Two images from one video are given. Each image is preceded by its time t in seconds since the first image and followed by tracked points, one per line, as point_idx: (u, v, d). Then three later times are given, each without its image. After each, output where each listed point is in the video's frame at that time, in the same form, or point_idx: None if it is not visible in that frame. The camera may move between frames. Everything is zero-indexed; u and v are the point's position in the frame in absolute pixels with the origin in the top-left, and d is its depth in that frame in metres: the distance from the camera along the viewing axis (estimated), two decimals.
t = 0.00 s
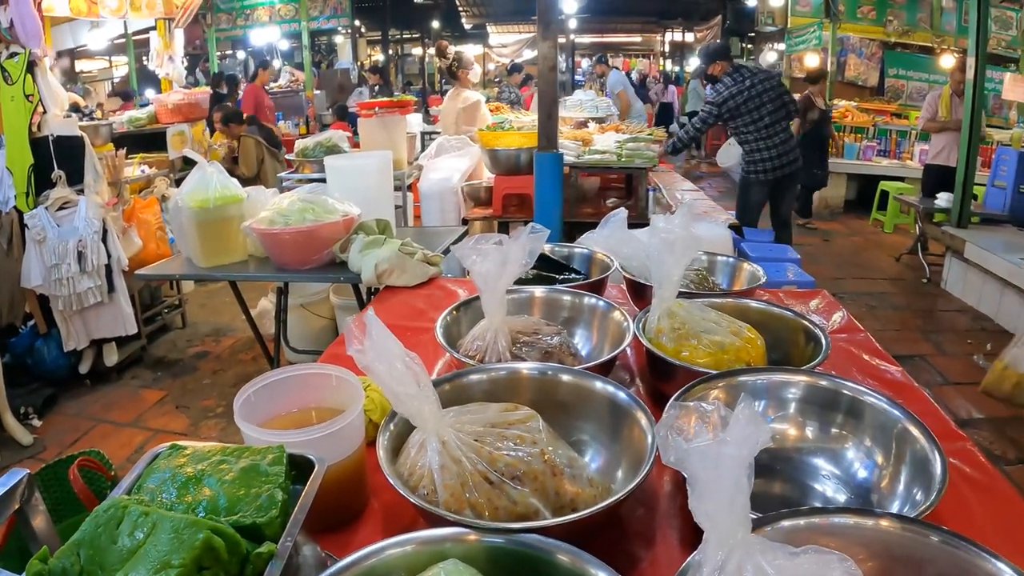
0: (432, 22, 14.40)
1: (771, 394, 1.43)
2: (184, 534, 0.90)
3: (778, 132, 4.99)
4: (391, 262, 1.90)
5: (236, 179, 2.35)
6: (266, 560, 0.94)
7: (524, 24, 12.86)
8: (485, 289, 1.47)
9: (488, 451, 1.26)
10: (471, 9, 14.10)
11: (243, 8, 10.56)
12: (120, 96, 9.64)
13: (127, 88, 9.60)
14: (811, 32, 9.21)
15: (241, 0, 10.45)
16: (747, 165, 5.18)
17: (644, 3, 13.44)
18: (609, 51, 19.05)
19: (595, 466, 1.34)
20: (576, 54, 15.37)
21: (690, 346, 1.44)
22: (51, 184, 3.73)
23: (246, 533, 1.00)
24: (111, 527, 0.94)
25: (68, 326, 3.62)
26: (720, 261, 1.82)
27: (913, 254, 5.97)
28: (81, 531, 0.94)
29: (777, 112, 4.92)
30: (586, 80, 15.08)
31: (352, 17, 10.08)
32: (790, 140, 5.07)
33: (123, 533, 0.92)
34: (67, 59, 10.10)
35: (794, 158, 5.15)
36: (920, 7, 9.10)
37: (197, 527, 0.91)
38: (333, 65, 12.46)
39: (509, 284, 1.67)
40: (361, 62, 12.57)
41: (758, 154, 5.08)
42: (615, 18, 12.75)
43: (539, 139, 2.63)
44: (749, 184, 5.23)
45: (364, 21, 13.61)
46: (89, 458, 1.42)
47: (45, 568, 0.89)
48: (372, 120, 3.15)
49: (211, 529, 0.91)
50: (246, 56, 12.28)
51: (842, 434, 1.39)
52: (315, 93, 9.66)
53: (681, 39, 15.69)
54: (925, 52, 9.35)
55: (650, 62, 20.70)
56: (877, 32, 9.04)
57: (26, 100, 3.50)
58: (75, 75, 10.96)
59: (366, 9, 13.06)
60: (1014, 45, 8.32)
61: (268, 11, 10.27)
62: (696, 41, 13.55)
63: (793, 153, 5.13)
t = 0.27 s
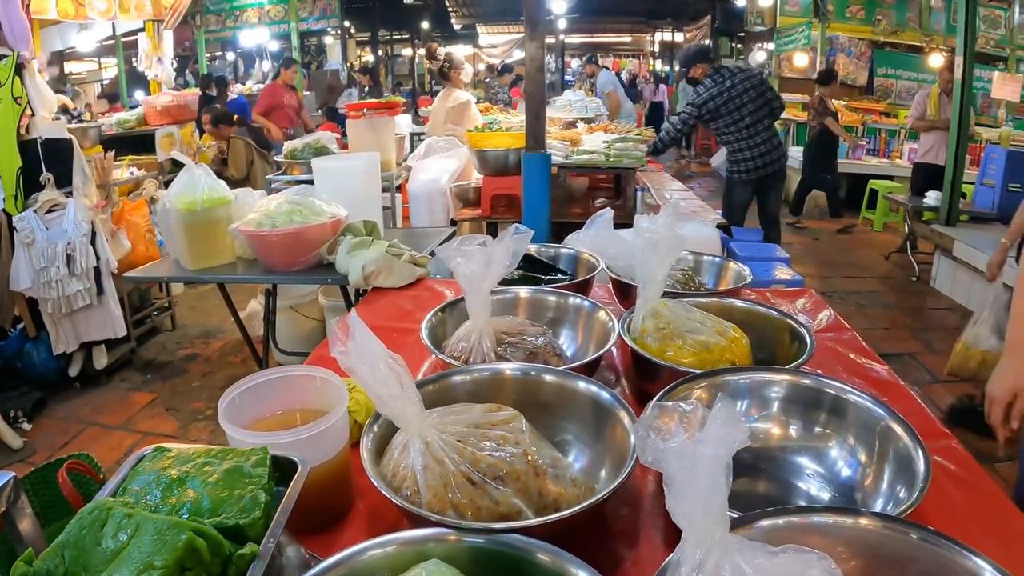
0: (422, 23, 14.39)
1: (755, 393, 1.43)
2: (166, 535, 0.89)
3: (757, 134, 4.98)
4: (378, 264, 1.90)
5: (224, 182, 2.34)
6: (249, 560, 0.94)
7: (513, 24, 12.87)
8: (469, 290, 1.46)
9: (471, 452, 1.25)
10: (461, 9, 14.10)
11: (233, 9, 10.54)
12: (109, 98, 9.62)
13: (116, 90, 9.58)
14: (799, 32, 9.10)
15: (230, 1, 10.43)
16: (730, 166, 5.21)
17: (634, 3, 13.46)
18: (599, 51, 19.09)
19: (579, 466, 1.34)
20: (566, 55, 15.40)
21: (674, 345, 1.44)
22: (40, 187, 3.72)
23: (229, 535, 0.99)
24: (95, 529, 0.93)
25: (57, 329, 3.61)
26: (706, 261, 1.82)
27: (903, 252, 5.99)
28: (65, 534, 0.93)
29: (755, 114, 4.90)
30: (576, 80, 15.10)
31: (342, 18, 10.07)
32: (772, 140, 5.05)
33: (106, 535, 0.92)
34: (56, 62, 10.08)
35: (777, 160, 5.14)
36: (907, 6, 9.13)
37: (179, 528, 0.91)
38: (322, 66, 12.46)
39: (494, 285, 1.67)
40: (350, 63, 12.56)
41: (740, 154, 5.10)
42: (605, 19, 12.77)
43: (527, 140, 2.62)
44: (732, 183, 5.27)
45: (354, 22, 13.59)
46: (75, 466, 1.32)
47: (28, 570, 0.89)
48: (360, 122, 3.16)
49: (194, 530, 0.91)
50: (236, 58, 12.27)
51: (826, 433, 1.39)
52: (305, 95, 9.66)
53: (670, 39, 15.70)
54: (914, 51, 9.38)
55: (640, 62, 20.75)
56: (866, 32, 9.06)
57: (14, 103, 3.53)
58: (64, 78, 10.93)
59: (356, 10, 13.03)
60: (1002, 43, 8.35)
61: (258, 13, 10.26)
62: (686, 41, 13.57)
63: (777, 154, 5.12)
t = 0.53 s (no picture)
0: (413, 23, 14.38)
1: (739, 393, 1.44)
2: (151, 537, 0.89)
3: (746, 133, 4.99)
4: (367, 265, 1.89)
5: (213, 183, 2.34)
6: (234, 561, 0.93)
7: (504, 24, 12.88)
8: (455, 292, 1.46)
9: (455, 453, 1.25)
10: (452, 10, 14.09)
11: (223, 10, 10.51)
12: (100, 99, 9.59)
13: (106, 91, 9.55)
14: (789, 32, 9.01)
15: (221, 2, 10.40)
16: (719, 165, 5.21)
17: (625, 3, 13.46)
18: (590, 51, 19.11)
19: (564, 466, 1.35)
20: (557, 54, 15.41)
21: (660, 346, 1.44)
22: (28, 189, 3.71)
23: (213, 536, 0.99)
24: (81, 530, 0.93)
25: (48, 332, 3.59)
26: (693, 261, 1.82)
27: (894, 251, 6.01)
28: (51, 535, 0.93)
29: (744, 113, 4.91)
30: (568, 80, 15.11)
31: (332, 18, 10.06)
32: (761, 141, 5.06)
33: (92, 536, 0.92)
34: (46, 63, 10.03)
35: (766, 160, 5.14)
36: (898, 6, 9.15)
37: (164, 530, 0.90)
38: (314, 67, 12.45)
39: (481, 286, 1.67)
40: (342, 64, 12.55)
41: (729, 154, 5.10)
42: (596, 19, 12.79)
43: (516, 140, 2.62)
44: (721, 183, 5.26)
45: (345, 22, 13.57)
46: (66, 468, 1.29)
47: (14, 571, 0.88)
48: (350, 123, 3.16)
49: (179, 531, 0.91)
50: (227, 59, 12.24)
51: (811, 432, 1.39)
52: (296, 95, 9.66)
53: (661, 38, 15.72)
54: (904, 50, 9.40)
55: (631, 62, 20.77)
56: (857, 31, 9.08)
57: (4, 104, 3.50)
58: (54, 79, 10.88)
59: (347, 10, 13.00)
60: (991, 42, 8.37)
61: (248, 13, 10.24)
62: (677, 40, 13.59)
63: (766, 154, 5.12)
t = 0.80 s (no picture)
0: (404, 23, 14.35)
1: (730, 390, 1.44)
2: (141, 536, 0.89)
3: (743, 131, 5.01)
4: (358, 265, 1.89)
5: (203, 184, 2.34)
6: (224, 561, 0.93)
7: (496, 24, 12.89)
8: (445, 291, 1.46)
9: (446, 452, 1.25)
10: (443, 10, 14.10)
11: (214, 10, 10.47)
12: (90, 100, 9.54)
13: (97, 92, 9.50)
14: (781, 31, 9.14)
15: (211, 2, 10.37)
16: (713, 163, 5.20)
17: (616, 3, 13.48)
18: (581, 50, 19.14)
19: (555, 464, 1.34)
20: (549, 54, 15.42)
21: (652, 344, 1.44)
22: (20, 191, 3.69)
23: (203, 537, 0.98)
24: (72, 530, 0.92)
25: (39, 333, 3.57)
26: (684, 260, 1.83)
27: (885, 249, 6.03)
28: (41, 536, 0.92)
29: (743, 111, 4.94)
30: (559, 80, 15.13)
31: (323, 19, 10.04)
32: (755, 141, 5.09)
33: (82, 536, 0.91)
34: (36, 63, 9.97)
35: (757, 162, 5.16)
36: (888, 5, 9.18)
37: (154, 529, 0.90)
38: (305, 67, 12.42)
39: (472, 285, 1.66)
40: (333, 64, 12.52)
41: (723, 152, 5.10)
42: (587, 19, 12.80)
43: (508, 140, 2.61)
44: (715, 181, 5.25)
45: (336, 23, 13.55)
46: (57, 469, 1.24)
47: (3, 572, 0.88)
48: (341, 123, 3.15)
49: (169, 531, 0.90)
50: (218, 59, 12.19)
51: (802, 429, 1.39)
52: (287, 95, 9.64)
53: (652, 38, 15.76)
54: (894, 49, 9.44)
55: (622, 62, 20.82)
56: (848, 30, 9.11)
57: None
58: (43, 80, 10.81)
59: (338, 10, 12.96)
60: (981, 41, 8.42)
61: (239, 13, 10.21)
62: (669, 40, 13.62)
63: (758, 155, 5.14)
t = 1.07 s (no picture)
0: (394, 25, 14.31)
1: (719, 390, 1.43)
2: (123, 541, 0.87)
3: (745, 129, 5.03)
4: (346, 266, 1.88)
5: (191, 185, 2.32)
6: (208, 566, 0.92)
7: (486, 25, 12.89)
8: (432, 292, 1.45)
9: (432, 454, 1.24)
10: (433, 11, 14.09)
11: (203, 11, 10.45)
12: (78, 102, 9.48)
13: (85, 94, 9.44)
14: (770, 31, 9.12)
15: (201, 4, 10.34)
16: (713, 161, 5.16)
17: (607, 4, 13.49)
18: (570, 51, 19.23)
19: (543, 466, 1.33)
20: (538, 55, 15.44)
21: (640, 344, 1.43)
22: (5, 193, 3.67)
23: (187, 541, 0.97)
24: (55, 535, 0.91)
25: (27, 337, 3.54)
26: (674, 259, 1.82)
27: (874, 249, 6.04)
28: (24, 541, 0.91)
29: (746, 110, 4.99)
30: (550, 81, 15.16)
31: (313, 20, 10.02)
32: (755, 142, 5.12)
33: (65, 541, 0.90)
34: (23, 65, 9.90)
35: (756, 162, 5.17)
36: (877, 5, 9.18)
37: (136, 534, 0.89)
38: (294, 69, 12.39)
39: (460, 285, 1.65)
40: (322, 65, 12.49)
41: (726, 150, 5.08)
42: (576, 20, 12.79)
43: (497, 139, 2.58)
44: (715, 179, 5.20)
45: (325, 24, 13.51)
46: (44, 473, 1.20)
47: None
48: (330, 124, 3.15)
49: (152, 535, 0.89)
50: (207, 61, 12.14)
51: (791, 429, 1.38)
52: (276, 97, 9.61)
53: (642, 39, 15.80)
54: (884, 49, 9.46)
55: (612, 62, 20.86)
56: (837, 30, 9.15)
57: None
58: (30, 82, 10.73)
59: (327, 11, 12.93)
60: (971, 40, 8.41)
61: (228, 15, 10.18)
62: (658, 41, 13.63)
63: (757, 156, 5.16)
